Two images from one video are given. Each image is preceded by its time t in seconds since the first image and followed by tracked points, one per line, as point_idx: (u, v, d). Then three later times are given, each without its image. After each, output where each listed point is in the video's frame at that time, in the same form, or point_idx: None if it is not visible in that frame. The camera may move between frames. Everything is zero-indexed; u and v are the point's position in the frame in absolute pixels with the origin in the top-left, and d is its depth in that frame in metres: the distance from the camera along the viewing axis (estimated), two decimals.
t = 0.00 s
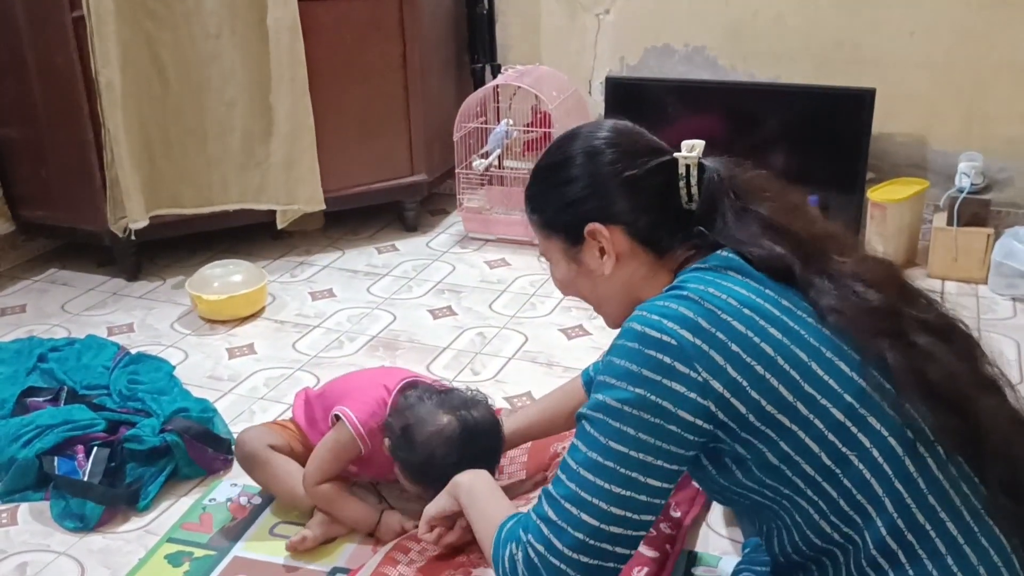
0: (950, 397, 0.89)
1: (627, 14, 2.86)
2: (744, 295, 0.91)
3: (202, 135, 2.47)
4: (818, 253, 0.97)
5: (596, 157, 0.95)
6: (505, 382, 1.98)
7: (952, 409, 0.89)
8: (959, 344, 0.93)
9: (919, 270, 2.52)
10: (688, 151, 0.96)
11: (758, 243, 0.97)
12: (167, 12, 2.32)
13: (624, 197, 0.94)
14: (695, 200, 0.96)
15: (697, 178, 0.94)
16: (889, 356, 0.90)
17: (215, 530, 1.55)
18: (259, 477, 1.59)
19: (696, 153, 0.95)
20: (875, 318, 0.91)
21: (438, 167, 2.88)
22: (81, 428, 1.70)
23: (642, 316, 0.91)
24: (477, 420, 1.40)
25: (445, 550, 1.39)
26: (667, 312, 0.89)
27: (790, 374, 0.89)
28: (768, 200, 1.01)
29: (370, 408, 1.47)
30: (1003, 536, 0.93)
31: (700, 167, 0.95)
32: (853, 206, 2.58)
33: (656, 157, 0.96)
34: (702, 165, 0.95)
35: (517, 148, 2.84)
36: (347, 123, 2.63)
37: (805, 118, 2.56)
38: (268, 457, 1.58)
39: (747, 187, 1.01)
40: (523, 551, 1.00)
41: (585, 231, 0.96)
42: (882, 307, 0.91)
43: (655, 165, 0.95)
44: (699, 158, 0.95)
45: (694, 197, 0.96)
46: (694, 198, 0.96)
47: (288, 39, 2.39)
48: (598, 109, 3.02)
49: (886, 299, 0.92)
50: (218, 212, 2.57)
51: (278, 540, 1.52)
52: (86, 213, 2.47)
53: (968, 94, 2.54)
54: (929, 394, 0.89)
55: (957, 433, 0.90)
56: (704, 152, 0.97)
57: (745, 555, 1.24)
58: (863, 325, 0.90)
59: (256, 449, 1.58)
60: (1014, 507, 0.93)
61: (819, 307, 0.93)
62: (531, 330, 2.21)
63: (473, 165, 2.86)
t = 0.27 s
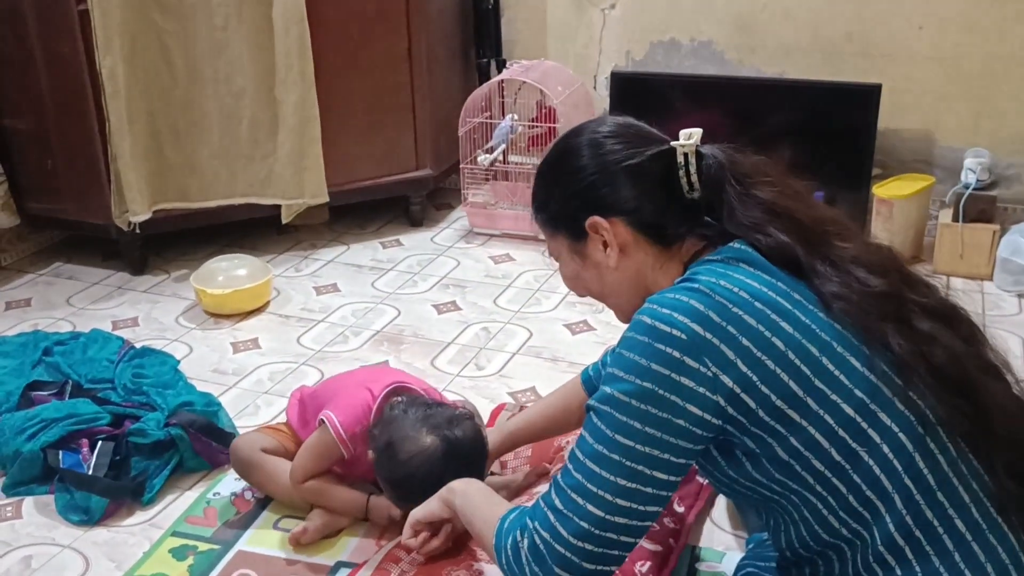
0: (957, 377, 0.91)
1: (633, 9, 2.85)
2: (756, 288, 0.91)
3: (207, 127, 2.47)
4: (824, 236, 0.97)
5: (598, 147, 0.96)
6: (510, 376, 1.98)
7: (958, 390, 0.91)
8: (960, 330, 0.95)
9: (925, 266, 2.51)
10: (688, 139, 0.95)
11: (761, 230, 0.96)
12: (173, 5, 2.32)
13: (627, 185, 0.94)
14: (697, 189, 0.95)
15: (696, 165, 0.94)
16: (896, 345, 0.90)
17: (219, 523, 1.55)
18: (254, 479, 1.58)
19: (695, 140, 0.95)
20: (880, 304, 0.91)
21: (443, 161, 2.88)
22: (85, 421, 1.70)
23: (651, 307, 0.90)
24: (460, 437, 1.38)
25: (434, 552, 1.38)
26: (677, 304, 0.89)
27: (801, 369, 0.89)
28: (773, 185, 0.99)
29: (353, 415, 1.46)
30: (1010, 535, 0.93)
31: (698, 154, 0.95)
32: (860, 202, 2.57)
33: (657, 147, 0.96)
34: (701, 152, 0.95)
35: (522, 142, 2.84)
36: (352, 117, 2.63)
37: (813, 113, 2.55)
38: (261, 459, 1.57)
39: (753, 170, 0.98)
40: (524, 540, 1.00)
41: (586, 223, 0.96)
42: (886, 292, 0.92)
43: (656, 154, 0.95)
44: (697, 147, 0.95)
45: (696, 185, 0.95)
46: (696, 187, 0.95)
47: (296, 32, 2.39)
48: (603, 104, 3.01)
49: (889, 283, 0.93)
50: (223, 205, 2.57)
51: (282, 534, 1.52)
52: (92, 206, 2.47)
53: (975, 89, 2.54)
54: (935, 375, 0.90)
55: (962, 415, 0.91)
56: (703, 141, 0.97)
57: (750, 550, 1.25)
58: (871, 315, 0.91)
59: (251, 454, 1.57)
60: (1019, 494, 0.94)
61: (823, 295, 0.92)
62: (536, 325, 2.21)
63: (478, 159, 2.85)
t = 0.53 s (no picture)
0: (956, 371, 0.91)
1: (636, 7, 2.85)
2: (758, 285, 0.91)
3: (210, 125, 2.47)
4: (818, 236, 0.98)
5: (591, 150, 0.96)
6: (512, 374, 1.98)
7: (957, 384, 0.91)
8: (962, 327, 0.95)
9: (928, 265, 2.51)
10: (679, 141, 0.95)
11: (755, 230, 0.97)
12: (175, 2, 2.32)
13: (621, 186, 0.94)
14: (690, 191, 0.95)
15: (687, 166, 0.94)
16: (895, 339, 0.91)
17: (222, 520, 1.56)
18: (253, 483, 1.58)
19: (685, 142, 0.95)
20: (877, 300, 0.92)
21: (445, 159, 2.88)
22: (89, 418, 1.70)
23: (652, 305, 0.90)
24: (461, 433, 1.39)
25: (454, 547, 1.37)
26: (679, 301, 0.89)
27: (803, 365, 0.89)
28: (766, 185, 1.01)
29: (347, 410, 1.47)
30: (1013, 533, 0.93)
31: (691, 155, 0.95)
32: (863, 201, 2.57)
33: (650, 148, 0.95)
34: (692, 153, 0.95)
35: (524, 141, 2.85)
36: (355, 116, 2.63)
37: (816, 111, 2.55)
38: (258, 466, 1.58)
39: (744, 169, 1.00)
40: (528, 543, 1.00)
41: (580, 226, 0.96)
42: (882, 288, 0.93)
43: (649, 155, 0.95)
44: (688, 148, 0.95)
45: (688, 187, 0.95)
46: (688, 188, 0.95)
47: (299, 31, 2.39)
48: (606, 102, 3.01)
49: (884, 279, 0.94)
50: (226, 202, 2.57)
51: (286, 531, 1.53)
52: (95, 203, 2.48)
53: (978, 87, 2.53)
54: (934, 369, 0.90)
55: (962, 408, 0.91)
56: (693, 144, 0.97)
57: (753, 547, 1.25)
58: (869, 310, 0.91)
59: (246, 460, 1.58)
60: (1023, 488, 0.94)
61: (822, 290, 0.94)
62: (538, 322, 2.21)
63: (480, 157, 2.86)
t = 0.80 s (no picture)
0: (923, 363, 0.89)
1: (640, 2, 2.84)
2: (721, 299, 0.91)
3: (214, 121, 2.47)
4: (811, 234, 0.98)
5: (554, 183, 0.97)
6: (515, 368, 1.98)
7: (924, 374, 0.89)
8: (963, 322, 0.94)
9: (932, 261, 2.51)
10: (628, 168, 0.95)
11: (718, 241, 0.97)
12: None
13: (580, 214, 0.94)
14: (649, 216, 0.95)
15: (638, 193, 0.93)
16: (858, 338, 0.89)
17: (224, 513, 1.56)
18: (252, 479, 1.58)
19: (633, 170, 0.94)
20: (833, 299, 0.92)
21: (449, 154, 2.87)
22: (92, 409, 1.70)
23: (622, 327, 0.91)
24: (455, 444, 1.36)
25: (451, 552, 1.30)
26: (645, 322, 0.89)
27: (771, 374, 0.88)
28: (717, 201, 1.00)
29: (347, 420, 1.45)
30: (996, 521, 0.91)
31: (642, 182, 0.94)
32: (867, 197, 2.57)
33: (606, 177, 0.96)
34: (642, 180, 0.94)
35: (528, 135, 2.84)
36: (358, 111, 2.63)
37: (820, 107, 2.54)
38: (259, 460, 1.58)
39: (690, 188, 0.99)
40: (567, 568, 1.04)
41: (544, 262, 0.97)
42: (838, 288, 0.93)
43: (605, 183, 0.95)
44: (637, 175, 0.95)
45: (643, 213, 0.94)
46: (643, 215, 0.94)
47: (301, 25, 2.38)
48: (609, 97, 3.01)
49: (840, 279, 0.93)
50: (228, 196, 2.56)
51: (288, 523, 1.53)
52: (98, 196, 2.47)
53: (983, 84, 2.53)
54: (897, 364, 0.89)
55: (935, 400, 0.89)
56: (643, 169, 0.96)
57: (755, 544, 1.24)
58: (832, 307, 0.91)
59: (246, 456, 1.58)
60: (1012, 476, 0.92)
61: (779, 296, 0.94)
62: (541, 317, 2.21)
63: (484, 152, 2.85)
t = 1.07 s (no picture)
0: (875, 347, 0.88)
1: None
2: (676, 296, 0.89)
3: (216, 111, 2.46)
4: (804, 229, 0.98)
5: (519, 210, 0.98)
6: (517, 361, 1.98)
7: (877, 357, 0.88)
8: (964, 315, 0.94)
9: (934, 256, 2.51)
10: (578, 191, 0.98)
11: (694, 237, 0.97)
12: None
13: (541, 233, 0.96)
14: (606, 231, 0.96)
15: (589, 210, 0.95)
16: (805, 323, 0.89)
17: (225, 503, 1.56)
18: (253, 470, 1.58)
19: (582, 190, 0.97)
20: (783, 291, 0.92)
21: (451, 147, 2.87)
22: (93, 400, 1.70)
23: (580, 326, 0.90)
24: (420, 461, 1.34)
25: (445, 549, 1.29)
26: (601, 320, 0.88)
27: (727, 365, 0.87)
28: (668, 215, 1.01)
29: (347, 417, 1.45)
30: (970, 503, 0.87)
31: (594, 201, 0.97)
32: (869, 192, 2.56)
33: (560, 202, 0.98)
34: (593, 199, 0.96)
35: (530, 128, 2.84)
36: (360, 103, 2.62)
37: (823, 101, 2.54)
38: (260, 452, 1.58)
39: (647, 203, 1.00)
40: None
41: (512, 288, 0.97)
42: (787, 280, 0.93)
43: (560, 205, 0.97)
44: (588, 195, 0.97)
45: (597, 226, 0.95)
46: (597, 230, 0.95)
47: (304, 15, 2.38)
48: (612, 90, 3.00)
49: (791, 272, 0.94)
50: (229, 187, 2.56)
51: (288, 514, 1.53)
52: (100, 186, 2.47)
53: (986, 78, 2.52)
54: (852, 348, 0.88)
55: (892, 381, 0.87)
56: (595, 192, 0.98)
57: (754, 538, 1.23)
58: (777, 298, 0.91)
59: (248, 447, 1.58)
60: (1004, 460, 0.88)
61: (734, 290, 0.93)
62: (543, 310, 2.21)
63: (486, 144, 2.85)
